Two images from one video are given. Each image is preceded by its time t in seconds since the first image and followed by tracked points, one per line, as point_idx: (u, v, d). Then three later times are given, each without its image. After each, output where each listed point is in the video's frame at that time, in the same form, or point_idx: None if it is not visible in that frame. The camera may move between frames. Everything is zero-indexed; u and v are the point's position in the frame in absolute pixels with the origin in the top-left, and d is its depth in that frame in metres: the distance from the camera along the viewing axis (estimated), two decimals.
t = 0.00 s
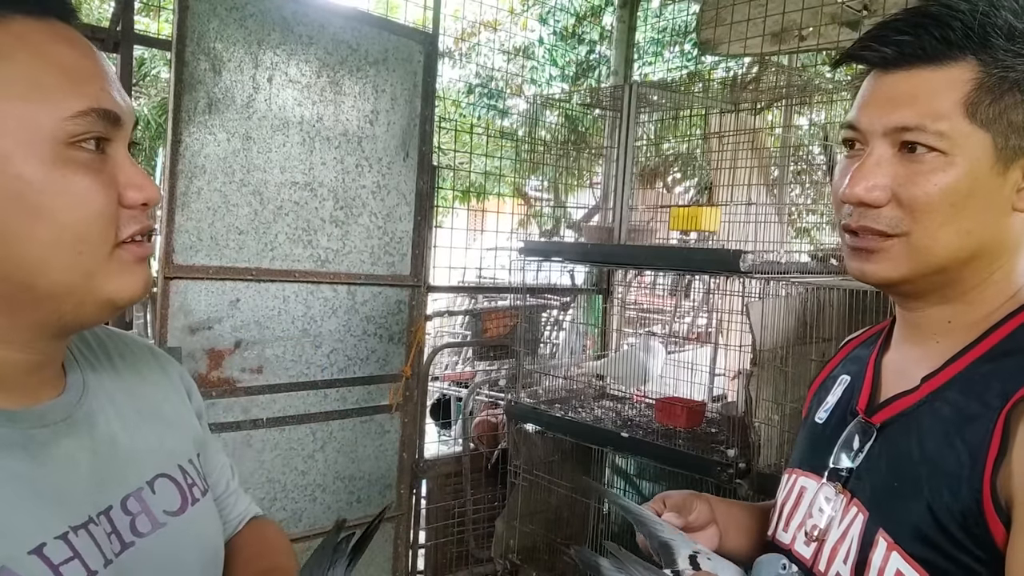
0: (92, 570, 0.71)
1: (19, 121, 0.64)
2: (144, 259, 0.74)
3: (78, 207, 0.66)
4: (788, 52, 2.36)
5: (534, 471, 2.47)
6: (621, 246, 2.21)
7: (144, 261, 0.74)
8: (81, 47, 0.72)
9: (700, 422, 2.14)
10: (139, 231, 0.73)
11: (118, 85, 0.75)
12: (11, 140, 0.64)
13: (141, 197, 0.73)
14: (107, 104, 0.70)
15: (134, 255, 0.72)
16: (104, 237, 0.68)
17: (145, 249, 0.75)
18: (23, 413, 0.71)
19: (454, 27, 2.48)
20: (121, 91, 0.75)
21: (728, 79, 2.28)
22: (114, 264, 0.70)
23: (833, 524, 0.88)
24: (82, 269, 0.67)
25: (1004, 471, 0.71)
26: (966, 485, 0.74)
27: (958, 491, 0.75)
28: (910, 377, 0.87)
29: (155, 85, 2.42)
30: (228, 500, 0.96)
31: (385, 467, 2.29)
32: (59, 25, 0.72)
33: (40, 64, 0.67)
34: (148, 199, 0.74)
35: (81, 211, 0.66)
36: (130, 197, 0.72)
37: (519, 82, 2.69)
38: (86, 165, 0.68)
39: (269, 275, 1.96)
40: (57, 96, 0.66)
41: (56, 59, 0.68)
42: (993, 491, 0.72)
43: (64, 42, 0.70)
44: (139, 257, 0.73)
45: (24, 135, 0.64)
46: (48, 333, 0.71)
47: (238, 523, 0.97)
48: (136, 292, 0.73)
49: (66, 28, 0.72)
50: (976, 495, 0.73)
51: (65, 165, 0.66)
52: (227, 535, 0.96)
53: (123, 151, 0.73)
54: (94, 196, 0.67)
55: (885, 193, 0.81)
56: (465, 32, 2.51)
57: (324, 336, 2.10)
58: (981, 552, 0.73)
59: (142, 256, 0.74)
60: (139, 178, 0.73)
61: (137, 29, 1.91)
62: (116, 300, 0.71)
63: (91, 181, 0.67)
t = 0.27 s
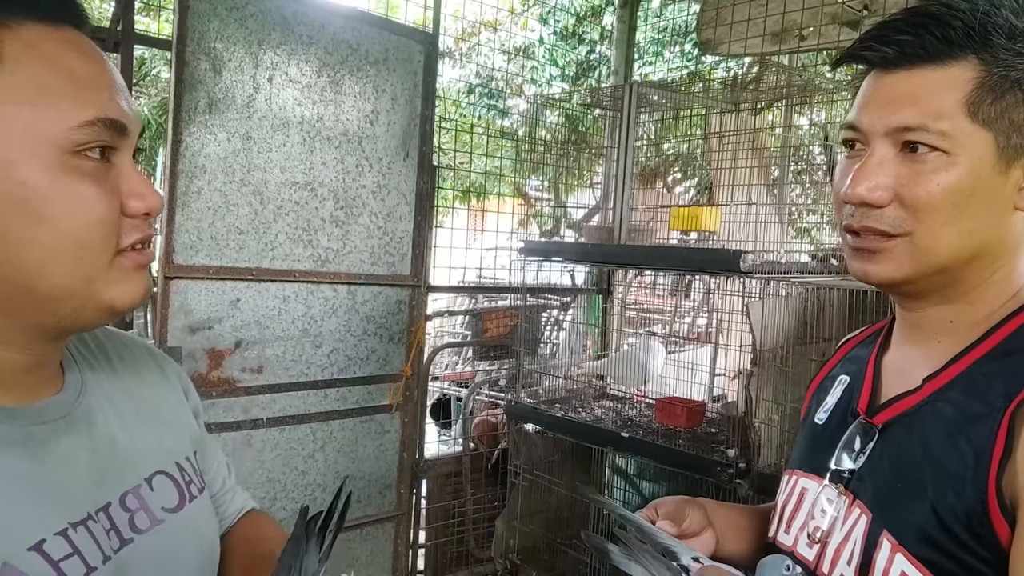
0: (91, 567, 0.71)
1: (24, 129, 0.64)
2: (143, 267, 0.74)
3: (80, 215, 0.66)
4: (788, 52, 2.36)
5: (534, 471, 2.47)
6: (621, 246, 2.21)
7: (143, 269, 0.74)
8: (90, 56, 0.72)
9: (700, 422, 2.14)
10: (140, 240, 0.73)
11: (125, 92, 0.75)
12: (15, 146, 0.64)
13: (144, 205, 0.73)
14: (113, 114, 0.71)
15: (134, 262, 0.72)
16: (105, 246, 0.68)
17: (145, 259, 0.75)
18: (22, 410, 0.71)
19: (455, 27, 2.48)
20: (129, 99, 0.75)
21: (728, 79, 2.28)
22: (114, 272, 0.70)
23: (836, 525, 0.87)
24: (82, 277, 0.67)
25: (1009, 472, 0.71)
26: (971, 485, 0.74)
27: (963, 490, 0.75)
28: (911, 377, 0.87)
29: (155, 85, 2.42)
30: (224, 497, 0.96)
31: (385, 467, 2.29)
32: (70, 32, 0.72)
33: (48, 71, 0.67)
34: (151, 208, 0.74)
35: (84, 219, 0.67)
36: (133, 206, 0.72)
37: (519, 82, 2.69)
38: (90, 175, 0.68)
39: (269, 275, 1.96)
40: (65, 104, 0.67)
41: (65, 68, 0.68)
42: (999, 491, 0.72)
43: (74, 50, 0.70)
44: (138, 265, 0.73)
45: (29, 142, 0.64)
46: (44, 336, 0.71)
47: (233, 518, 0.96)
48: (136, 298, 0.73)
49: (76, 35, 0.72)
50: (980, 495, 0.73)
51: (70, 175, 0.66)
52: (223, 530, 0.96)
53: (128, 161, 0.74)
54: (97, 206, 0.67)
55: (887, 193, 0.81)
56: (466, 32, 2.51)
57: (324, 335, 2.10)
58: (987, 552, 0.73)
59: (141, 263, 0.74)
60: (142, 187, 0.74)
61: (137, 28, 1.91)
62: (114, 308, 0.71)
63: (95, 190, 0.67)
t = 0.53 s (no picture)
0: (93, 560, 0.71)
1: (31, 140, 0.64)
2: (146, 278, 0.74)
3: (86, 227, 0.66)
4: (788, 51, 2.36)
5: (534, 471, 2.46)
6: (621, 245, 2.21)
7: (146, 279, 0.75)
8: (98, 63, 0.71)
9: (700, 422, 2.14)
10: (143, 246, 0.74)
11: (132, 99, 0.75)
12: (22, 157, 0.64)
13: (147, 213, 0.73)
14: (121, 122, 0.70)
15: (137, 273, 0.73)
16: (110, 255, 0.69)
17: (148, 269, 0.75)
18: (18, 409, 0.71)
19: (454, 27, 2.48)
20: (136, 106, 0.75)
21: (728, 79, 2.27)
22: (117, 281, 0.70)
23: (836, 527, 0.87)
24: (87, 284, 0.68)
25: (1009, 471, 0.71)
26: (970, 483, 0.74)
27: (962, 488, 0.74)
28: (909, 376, 0.87)
29: (155, 85, 2.42)
30: (222, 490, 0.96)
31: (385, 467, 2.29)
32: (78, 39, 0.71)
33: (55, 80, 0.66)
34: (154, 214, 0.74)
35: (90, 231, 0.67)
36: (137, 215, 0.72)
37: (519, 82, 2.69)
38: (96, 185, 0.68)
39: (269, 275, 1.96)
40: (73, 114, 0.66)
41: (74, 78, 0.68)
42: (997, 489, 0.71)
43: (84, 59, 0.70)
44: (141, 275, 0.73)
45: (36, 153, 0.64)
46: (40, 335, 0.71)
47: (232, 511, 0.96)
48: (137, 310, 0.74)
49: (84, 41, 0.72)
50: (980, 495, 0.73)
51: (76, 184, 0.66)
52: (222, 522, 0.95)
53: (133, 168, 0.74)
54: (103, 217, 0.67)
55: (884, 192, 0.81)
56: (465, 32, 2.51)
57: (324, 336, 2.10)
58: (988, 553, 0.73)
59: (145, 275, 0.74)
60: (147, 195, 0.74)
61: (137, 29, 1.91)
62: (118, 316, 0.72)
63: (102, 200, 0.68)
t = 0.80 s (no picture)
0: (95, 564, 0.71)
1: (10, 123, 0.64)
2: (139, 256, 0.74)
3: (71, 208, 0.66)
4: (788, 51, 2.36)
5: (534, 471, 2.47)
6: (621, 245, 2.21)
7: (139, 258, 0.75)
8: (77, 50, 0.72)
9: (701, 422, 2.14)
10: (134, 229, 0.73)
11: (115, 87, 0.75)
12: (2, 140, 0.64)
13: (134, 194, 0.73)
14: (100, 103, 0.70)
15: (130, 252, 0.72)
16: (97, 237, 0.68)
17: (140, 247, 0.75)
18: (23, 409, 0.71)
19: (454, 27, 2.48)
20: (118, 93, 0.75)
21: (728, 79, 2.28)
22: (109, 263, 0.70)
23: (835, 529, 0.87)
24: (76, 267, 0.67)
25: (1009, 474, 0.71)
26: (971, 485, 0.74)
27: (963, 490, 0.74)
28: (908, 376, 0.87)
29: (155, 85, 2.42)
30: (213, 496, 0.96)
31: (386, 467, 2.29)
32: (57, 29, 0.72)
33: (34, 65, 0.67)
34: (142, 195, 0.74)
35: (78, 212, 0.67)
36: (123, 195, 0.72)
37: (520, 82, 2.69)
38: (79, 165, 0.68)
39: (269, 276, 1.96)
40: (47, 95, 0.66)
41: (51, 62, 0.68)
42: (999, 490, 0.71)
43: (63, 46, 0.70)
44: (134, 253, 0.73)
45: (17, 137, 0.64)
46: (41, 329, 0.71)
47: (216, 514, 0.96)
48: (133, 290, 0.74)
49: (63, 31, 0.72)
50: (981, 497, 0.73)
51: (56, 165, 0.66)
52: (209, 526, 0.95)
53: (116, 151, 0.74)
54: (88, 197, 0.67)
55: (883, 191, 0.80)
56: (465, 32, 2.51)
57: (324, 336, 2.10)
58: (988, 555, 0.73)
59: (138, 253, 0.74)
60: (132, 177, 0.74)
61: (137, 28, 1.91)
62: (111, 298, 0.71)
63: (85, 179, 0.67)
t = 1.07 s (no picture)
0: (95, 565, 0.71)
1: (10, 122, 0.64)
2: (140, 262, 0.74)
3: (73, 209, 0.66)
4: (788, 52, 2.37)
5: (534, 471, 2.46)
6: (621, 245, 2.21)
7: (140, 263, 0.74)
8: (79, 50, 0.72)
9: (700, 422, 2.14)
10: (136, 231, 0.73)
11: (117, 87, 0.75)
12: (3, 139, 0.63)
13: (137, 196, 0.73)
14: (100, 102, 0.70)
15: (131, 257, 0.72)
16: (99, 238, 0.68)
17: (141, 252, 0.75)
18: (23, 412, 0.72)
19: (454, 27, 2.48)
20: (119, 94, 0.75)
21: (728, 80, 2.27)
22: (111, 265, 0.70)
23: (834, 530, 0.87)
24: (77, 268, 0.67)
25: (1012, 477, 0.71)
26: (973, 487, 0.74)
27: (965, 491, 0.74)
28: (909, 376, 0.87)
29: (155, 85, 2.42)
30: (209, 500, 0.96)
31: (385, 467, 2.29)
32: (60, 29, 0.72)
33: (35, 64, 0.67)
34: (146, 197, 0.74)
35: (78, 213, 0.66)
36: (127, 197, 0.71)
37: (519, 82, 2.69)
38: (81, 166, 0.68)
39: (269, 276, 1.96)
40: (50, 96, 0.66)
41: (52, 61, 0.68)
42: (1003, 493, 0.71)
43: (65, 46, 0.70)
44: (135, 260, 0.73)
45: (17, 137, 0.64)
46: (39, 330, 0.70)
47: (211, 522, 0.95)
48: (134, 295, 0.73)
49: (65, 31, 0.72)
50: (983, 500, 0.73)
51: (59, 166, 0.66)
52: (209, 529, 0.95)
53: (119, 152, 0.73)
54: (90, 199, 0.67)
55: (887, 187, 0.80)
56: (465, 32, 2.51)
57: (324, 336, 2.10)
58: (990, 557, 0.73)
59: (139, 259, 0.74)
60: (135, 178, 0.73)
61: (137, 28, 1.91)
62: (112, 302, 0.71)
63: (88, 180, 0.67)
